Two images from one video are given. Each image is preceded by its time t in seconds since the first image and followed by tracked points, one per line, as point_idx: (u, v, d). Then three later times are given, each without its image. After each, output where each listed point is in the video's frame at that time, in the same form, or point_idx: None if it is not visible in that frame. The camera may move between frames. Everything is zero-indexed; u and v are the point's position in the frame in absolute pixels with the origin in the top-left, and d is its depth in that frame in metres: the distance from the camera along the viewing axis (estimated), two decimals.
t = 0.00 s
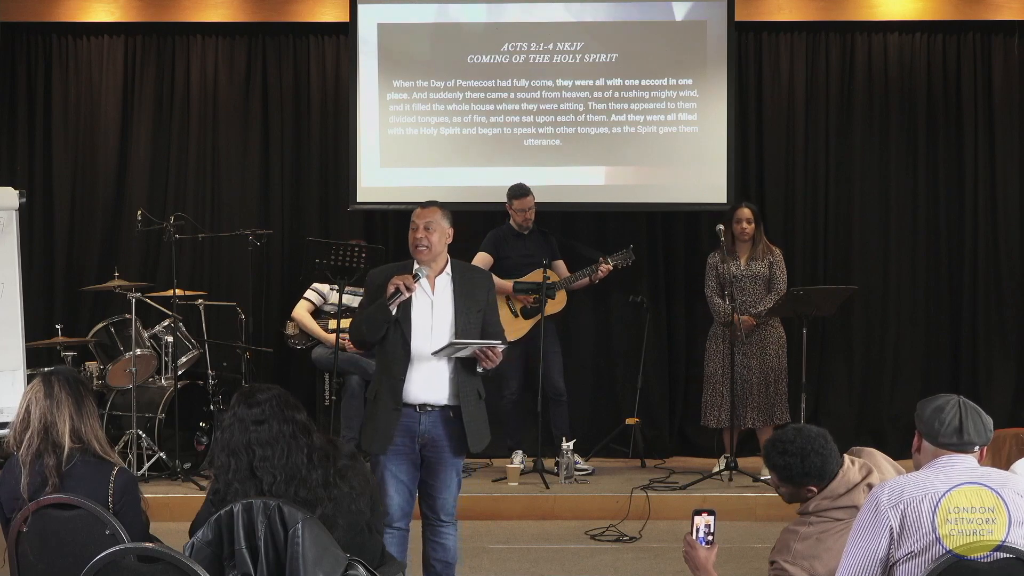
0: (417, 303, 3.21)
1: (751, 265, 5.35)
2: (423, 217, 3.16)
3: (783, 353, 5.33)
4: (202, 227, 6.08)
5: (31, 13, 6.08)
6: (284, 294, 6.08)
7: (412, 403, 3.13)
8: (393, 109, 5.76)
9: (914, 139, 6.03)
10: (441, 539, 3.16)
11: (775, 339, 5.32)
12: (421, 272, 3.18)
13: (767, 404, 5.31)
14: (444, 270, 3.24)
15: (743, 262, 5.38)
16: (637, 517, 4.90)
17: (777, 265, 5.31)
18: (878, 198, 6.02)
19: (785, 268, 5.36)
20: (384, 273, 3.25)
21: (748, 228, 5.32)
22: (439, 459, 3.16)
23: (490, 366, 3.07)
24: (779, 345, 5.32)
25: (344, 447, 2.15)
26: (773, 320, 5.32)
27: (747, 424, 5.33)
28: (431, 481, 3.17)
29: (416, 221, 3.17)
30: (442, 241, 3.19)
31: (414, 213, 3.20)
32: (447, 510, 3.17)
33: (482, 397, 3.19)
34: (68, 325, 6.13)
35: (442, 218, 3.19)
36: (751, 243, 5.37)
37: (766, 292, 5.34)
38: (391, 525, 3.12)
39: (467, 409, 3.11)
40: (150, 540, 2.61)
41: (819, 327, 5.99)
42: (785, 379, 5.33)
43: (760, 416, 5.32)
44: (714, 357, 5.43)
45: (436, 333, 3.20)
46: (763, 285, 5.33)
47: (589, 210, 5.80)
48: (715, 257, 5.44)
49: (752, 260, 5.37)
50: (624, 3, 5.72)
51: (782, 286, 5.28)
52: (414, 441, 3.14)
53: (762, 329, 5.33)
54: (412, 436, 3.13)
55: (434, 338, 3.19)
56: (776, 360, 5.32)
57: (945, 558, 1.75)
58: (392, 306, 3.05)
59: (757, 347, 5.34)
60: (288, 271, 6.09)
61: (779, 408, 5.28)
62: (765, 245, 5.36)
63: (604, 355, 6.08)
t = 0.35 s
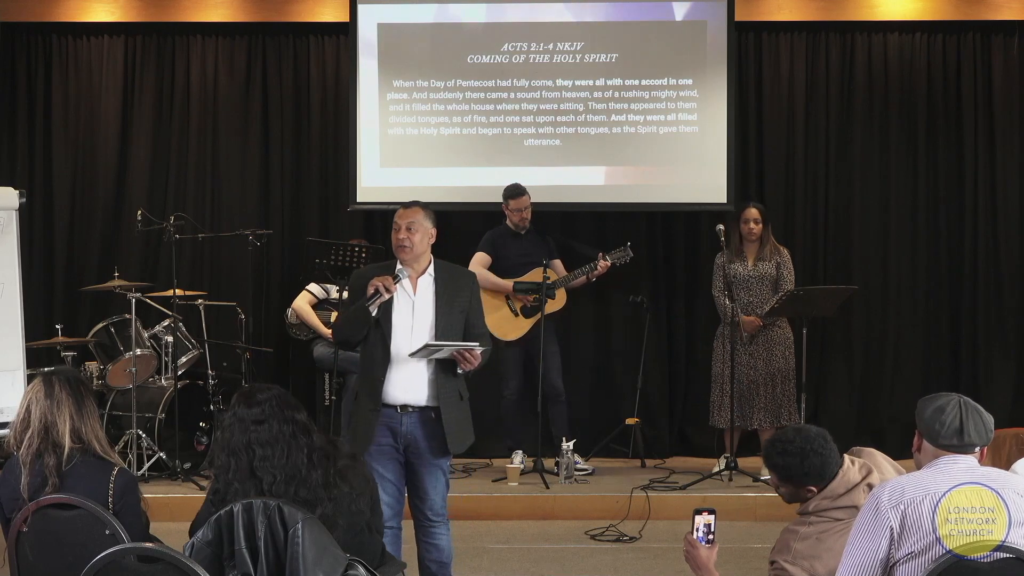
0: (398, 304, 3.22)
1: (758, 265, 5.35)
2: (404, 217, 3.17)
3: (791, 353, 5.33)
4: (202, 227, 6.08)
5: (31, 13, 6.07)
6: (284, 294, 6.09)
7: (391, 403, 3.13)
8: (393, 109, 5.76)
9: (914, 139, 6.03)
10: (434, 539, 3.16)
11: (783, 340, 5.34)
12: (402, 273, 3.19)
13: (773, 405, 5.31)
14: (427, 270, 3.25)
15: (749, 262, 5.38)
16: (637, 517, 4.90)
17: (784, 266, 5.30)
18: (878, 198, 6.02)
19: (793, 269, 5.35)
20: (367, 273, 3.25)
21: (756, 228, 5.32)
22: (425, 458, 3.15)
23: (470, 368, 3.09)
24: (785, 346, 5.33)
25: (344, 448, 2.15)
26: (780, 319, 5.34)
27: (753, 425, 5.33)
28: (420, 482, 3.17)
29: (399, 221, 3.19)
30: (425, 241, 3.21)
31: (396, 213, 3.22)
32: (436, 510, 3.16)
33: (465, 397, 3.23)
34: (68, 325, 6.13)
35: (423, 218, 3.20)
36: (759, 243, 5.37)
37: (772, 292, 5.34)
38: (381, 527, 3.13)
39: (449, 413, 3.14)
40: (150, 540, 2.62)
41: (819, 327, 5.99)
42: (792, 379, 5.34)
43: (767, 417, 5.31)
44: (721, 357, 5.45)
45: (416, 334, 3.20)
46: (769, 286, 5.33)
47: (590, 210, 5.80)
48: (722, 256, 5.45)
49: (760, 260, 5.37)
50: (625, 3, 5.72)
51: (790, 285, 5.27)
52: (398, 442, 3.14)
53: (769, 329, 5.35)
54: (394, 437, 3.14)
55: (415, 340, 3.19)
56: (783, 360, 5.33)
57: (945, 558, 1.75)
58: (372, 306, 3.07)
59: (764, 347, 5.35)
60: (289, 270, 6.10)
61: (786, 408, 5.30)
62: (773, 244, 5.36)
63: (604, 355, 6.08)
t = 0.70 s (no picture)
0: (376, 305, 3.23)
1: (763, 265, 5.35)
2: (381, 217, 3.19)
3: (797, 354, 5.32)
4: (202, 227, 6.08)
5: (31, 12, 6.06)
6: (284, 294, 6.08)
7: (368, 404, 3.15)
8: (393, 109, 5.76)
9: (914, 139, 6.03)
10: (428, 540, 3.15)
11: (789, 341, 5.32)
12: (380, 274, 3.21)
13: (778, 405, 5.31)
14: (405, 271, 3.25)
15: (756, 262, 5.38)
16: (637, 517, 4.90)
17: (789, 266, 5.29)
18: (878, 198, 6.02)
19: (799, 269, 5.33)
20: (346, 275, 3.26)
21: (763, 229, 5.31)
22: (410, 458, 3.15)
23: (446, 368, 3.08)
24: (791, 346, 5.31)
25: (344, 448, 2.16)
26: (786, 320, 5.32)
27: (760, 426, 5.34)
28: (408, 483, 3.17)
29: (375, 222, 3.20)
30: (403, 241, 3.22)
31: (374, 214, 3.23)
32: (426, 509, 3.16)
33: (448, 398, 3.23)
34: (68, 325, 6.13)
35: (400, 219, 3.21)
36: (766, 243, 5.37)
37: (777, 292, 5.33)
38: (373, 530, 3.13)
39: (427, 414, 3.13)
40: (150, 540, 2.62)
41: (819, 328, 5.99)
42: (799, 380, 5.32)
43: (773, 418, 5.31)
44: (727, 358, 5.46)
45: (394, 335, 3.20)
46: (775, 286, 5.32)
47: (590, 210, 5.80)
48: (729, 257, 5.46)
49: (766, 260, 5.36)
50: (624, 3, 5.72)
51: (795, 285, 5.25)
52: (381, 443, 3.15)
53: (774, 329, 5.33)
54: (377, 438, 3.14)
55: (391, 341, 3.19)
56: (790, 361, 5.32)
57: (945, 558, 1.75)
58: (349, 309, 3.10)
59: (770, 347, 5.33)
60: (289, 270, 6.10)
61: (792, 409, 5.29)
62: (780, 245, 5.35)
63: (604, 355, 6.08)
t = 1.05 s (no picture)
0: (364, 306, 3.23)
1: (765, 265, 5.35)
2: (364, 218, 3.18)
3: (799, 354, 5.31)
4: (202, 227, 6.08)
5: (30, 12, 6.06)
6: (284, 294, 6.08)
7: (360, 403, 3.15)
8: (393, 109, 5.76)
9: (914, 139, 6.03)
10: (428, 538, 3.15)
11: (791, 340, 5.33)
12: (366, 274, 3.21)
13: (778, 405, 5.30)
14: (391, 270, 3.25)
15: (758, 262, 5.38)
16: (637, 517, 4.90)
17: (791, 266, 5.29)
18: (878, 198, 6.03)
19: (801, 269, 5.33)
20: (334, 276, 3.26)
21: (766, 228, 5.31)
22: (408, 457, 3.15)
23: (436, 366, 3.06)
24: (793, 346, 5.31)
25: (344, 448, 2.16)
26: (788, 320, 5.33)
27: (761, 426, 5.34)
28: (407, 482, 3.17)
29: (358, 224, 3.19)
30: (386, 242, 3.21)
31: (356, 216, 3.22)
32: (426, 507, 3.15)
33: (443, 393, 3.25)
34: (68, 325, 6.13)
35: (383, 218, 3.20)
36: (769, 243, 5.36)
37: (779, 292, 5.33)
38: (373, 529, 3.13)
39: (420, 413, 3.13)
40: (150, 540, 2.62)
41: (819, 328, 6.00)
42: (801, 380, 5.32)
43: (774, 418, 5.31)
44: (729, 358, 5.47)
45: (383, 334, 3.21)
46: (777, 286, 5.32)
47: (590, 210, 5.80)
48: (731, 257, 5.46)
49: (768, 260, 5.36)
50: (624, 3, 5.72)
51: (797, 285, 5.26)
52: (378, 443, 3.15)
53: (776, 329, 5.33)
54: (374, 438, 3.15)
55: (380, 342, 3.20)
56: (791, 361, 5.32)
57: (945, 558, 1.75)
58: (336, 312, 3.09)
59: (771, 347, 5.34)
60: (289, 270, 6.09)
61: (792, 409, 5.29)
62: (783, 245, 5.34)
63: (604, 355, 6.08)
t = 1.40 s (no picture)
0: (364, 308, 3.23)
1: (764, 265, 5.34)
2: (359, 221, 3.17)
3: (799, 354, 5.31)
4: (202, 227, 6.08)
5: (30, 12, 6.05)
6: (284, 294, 6.08)
7: (364, 404, 3.14)
8: (393, 109, 5.76)
9: (914, 139, 6.03)
10: (429, 537, 3.15)
11: (790, 340, 5.32)
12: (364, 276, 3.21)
13: (777, 404, 5.31)
14: (388, 270, 3.25)
15: (757, 262, 5.38)
16: (637, 517, 4.90)
17: (790, 266, 5.28)
18: (878, 198, 6.03)
19: (800, 269, 5.32)
20: (332, 279, 3.27)
21: (765, 228, 5.32)
22: (410, 456, 3.15)
23: (437, 365, 3.08)
24: (791, 346, 5.31)
25: (344, 448, 2.16)
26: (786, 320, 5.32)
27: (759, 426, 5.34)
28: (408, 481, 3.17)
29: (354, 226, 3.19)
30: (382, 243, 3.21)
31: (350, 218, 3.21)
32: (427, 507, 3.15)
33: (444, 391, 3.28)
34: (68, 325, 6.13)
35: (378, 219, 3.19)
36: (768, 243, 5.36)
37: (778, 292, 5.33)
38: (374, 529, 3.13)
39: (423, 411, 3.14)
40: (150, 540, 2.62)
41: (819, 328, 6.00)
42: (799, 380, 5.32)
43: (772, 418, 5.31)
44: (727, 358, 5.47)
45: (384, 335, 3.21)
46: (775, 286, 5.32)
47: (590, 210, 5.80)
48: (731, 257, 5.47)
49: (767, 260, 5.36)
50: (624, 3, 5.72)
51: (795, 285, 5.25)
52: (380, 443, 3.14)
53: (774, 329, 5.33)
54: (376, 438, 3.14)
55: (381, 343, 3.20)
56: (790, 361, 5.31)
57: (945, 558, 1.75)
58: (337, 315, 3.10)
59: (770, 347, 5.34)
60: (289, 270, 6.10)
61: (791, 410, 5.29)
62: (782, 245, 5.34)
63: (604, 355, 6.08)
